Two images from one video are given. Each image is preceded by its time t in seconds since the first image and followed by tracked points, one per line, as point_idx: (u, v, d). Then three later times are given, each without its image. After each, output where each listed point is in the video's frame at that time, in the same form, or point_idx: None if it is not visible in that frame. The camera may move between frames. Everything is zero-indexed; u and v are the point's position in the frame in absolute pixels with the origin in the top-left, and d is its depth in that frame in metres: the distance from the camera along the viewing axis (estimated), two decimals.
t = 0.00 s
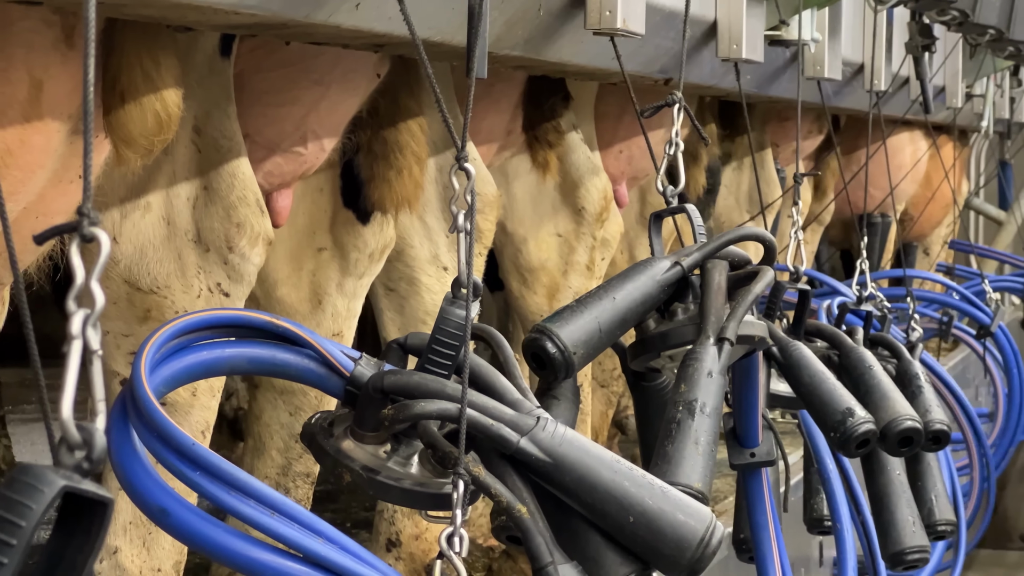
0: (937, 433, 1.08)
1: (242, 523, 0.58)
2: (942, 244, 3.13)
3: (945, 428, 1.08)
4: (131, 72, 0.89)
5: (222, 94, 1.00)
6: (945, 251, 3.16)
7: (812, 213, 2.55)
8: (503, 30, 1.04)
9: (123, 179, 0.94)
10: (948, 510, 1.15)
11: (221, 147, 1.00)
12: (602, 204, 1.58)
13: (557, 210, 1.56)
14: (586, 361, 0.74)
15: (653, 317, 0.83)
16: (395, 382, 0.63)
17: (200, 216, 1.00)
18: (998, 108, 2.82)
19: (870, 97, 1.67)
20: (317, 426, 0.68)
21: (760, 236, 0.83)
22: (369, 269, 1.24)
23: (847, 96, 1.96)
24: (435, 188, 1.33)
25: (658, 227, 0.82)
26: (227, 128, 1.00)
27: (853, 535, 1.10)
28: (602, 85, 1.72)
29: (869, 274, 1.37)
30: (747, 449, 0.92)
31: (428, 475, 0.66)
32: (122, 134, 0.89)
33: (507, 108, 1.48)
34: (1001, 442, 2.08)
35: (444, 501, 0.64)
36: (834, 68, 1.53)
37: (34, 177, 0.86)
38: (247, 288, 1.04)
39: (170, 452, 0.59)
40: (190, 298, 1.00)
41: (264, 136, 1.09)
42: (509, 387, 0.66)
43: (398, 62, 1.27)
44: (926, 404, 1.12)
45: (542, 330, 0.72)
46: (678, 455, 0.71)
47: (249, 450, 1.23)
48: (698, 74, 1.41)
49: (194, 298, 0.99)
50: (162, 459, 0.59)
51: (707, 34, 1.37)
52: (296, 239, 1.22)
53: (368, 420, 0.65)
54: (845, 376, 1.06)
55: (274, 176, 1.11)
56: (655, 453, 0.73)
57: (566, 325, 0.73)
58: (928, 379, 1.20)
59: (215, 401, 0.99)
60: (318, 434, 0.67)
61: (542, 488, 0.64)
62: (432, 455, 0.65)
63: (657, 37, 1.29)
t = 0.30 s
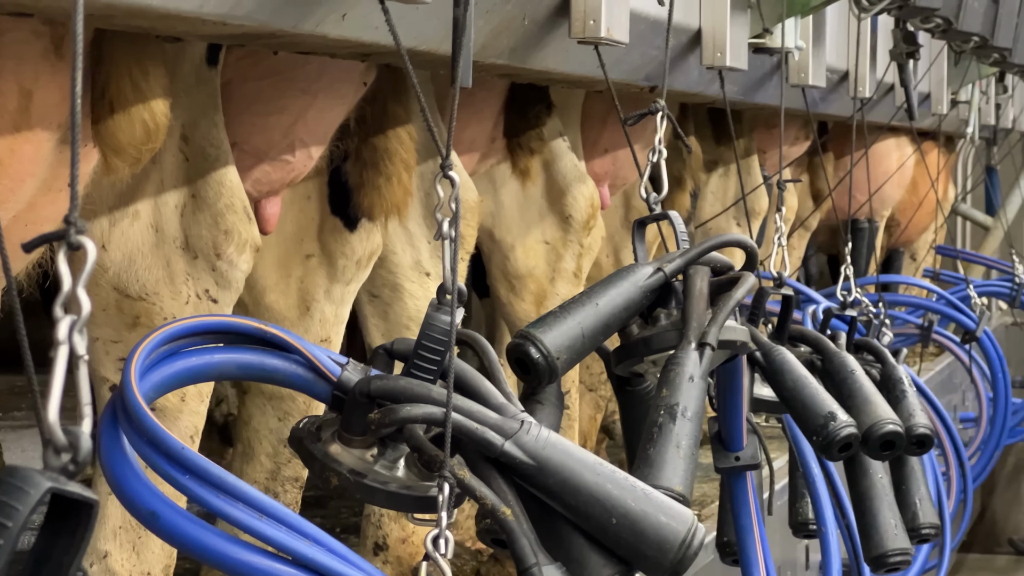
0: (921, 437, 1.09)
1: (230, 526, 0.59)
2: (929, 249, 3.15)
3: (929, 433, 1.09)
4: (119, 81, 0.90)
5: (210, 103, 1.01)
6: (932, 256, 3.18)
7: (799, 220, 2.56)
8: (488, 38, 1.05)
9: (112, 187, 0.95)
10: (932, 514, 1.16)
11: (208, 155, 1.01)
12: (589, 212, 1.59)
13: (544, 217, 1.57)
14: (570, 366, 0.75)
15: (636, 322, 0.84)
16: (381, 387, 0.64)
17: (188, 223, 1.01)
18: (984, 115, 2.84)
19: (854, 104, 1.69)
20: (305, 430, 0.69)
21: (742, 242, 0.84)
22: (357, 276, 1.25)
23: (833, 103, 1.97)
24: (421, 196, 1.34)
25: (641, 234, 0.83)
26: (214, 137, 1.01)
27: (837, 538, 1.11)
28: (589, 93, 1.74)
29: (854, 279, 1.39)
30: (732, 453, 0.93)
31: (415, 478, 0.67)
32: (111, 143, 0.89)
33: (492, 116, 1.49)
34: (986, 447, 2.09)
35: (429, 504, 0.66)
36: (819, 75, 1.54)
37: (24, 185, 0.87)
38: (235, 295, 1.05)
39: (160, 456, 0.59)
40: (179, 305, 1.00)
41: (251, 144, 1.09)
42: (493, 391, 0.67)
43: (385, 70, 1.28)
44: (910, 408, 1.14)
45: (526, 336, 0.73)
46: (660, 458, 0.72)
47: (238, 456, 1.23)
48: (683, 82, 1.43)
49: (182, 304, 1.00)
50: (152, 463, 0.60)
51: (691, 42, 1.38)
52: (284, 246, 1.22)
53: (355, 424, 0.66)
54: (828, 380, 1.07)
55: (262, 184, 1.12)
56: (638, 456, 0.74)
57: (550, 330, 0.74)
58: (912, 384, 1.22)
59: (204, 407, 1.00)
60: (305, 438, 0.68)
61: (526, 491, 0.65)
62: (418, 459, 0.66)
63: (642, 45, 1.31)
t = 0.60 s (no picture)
0: (899, 437, 1.11)
1: (214, 520, 0.60)
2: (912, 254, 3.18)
3: (907, 433, 1.11)
4: (104, 84, 0.91)
5: (194, 105, 1.02)
6: (915, 261, 3.21)
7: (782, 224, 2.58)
8: (469, 43, 1.06)
9: (97, 189, 0.96)
10: (911, 513, 1.18)
11: (193, 158, 1.02)
12: (571, 215, 1.60)
13: (526, 220, 1.59)
14: (549, 364, 0.77)
15: (615, 321, 0.85)
16: (362, 383, 0.65)
17: (174, 225, 1.02)
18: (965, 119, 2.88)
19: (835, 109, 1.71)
20: (288, 427, 0.70)
21: (719, 242, 0.86)
22: (341, 277, 1.26)
23: (814, 108, 1.99)
24: (403, 199, 1.35)
25: (620, 234, 0.85)
26: (199, 139, 1.02)
27: (817, 536, 1.12)
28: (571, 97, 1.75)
29: (834, 281, 1.41)
30: (712, 452, 0.94)
31: (396, 473, 0.68)
32: (95, 145, 0.90)
33: (474, 120, 1.51)
34: (967, 450, 2.10)
35: (410, 498, 0.67)
36: (798, 80, 1.57)
37: (9, 186, 0.88)
38: (221, 296, 1.06)
39: (146, 451, 0.60)
40: (164, 305, 1.01)
41: (235, 147, 1.11)
42: (473, 388, 0.68)
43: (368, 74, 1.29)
44: (889, 409, 1.15)
45: (506, 334, 0.75)
46: (639, 454, 0.73)
47: (223, 456, 1.24)
48: (663, 86, 1.44)
49: (167, 305, 1.01)
50: (137, 458, 0.61)
51: (671, 46, 1.40)
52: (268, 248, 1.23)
53: (336, 420, 0.67)
54: (806, 380, 1.09)
55: (247, 186, 1.13)
56: (617, 453, 0.75)
57: (529, 329, 0.75)
58: (891, 384, 1.23)
59: (189, 406, 1.01)
60: (289, 434, 0.69)
61: (505, 485, 0.66)
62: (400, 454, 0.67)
63: (622, 50, 1.32)
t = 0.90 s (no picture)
0: (875, 437, 1.13)
1: (196, 514, 0.61)
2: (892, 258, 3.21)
3: (882, 432, 1.13)
4: (87, 90, 0.92)
5: (177, 111, 1.04)
6: (895, 265, 3.24)
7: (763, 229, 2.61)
8: (446, 49, 1.08)
9: (81, 193, 0.98)
10: (886, 511, 1.20)
11: (177, 163, 1.04)
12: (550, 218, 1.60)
13: (506, 224, 1.60)
14: (525, 363, 0.78)
15: (590, 321, 0.87)
16: (341, 380, 0.67)
17: (158, 229, 1.04)
18: (943, 125, 2.92)
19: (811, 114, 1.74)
20: (269, 424, 0.72)
21: (692, 244, 0.88)
22: (323, 280, 1.27)
23: (792, 112, 2.02)
24: (385, 203, 1.37)
25: (595, 236, 0.87)
26: (182, 144, 1.04)
27: (793, 534, 1.14)
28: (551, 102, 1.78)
29: (809, 284, 1.43)
30: (687, 450, 0.96)
31: (374, 468, 0.70)
32: (78, 150, 0.92)
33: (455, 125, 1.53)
34: (945, 451, 2.13)
35: (388, 493, 0.68)
36: (774, 85, 1.60)
37: None
38: (205, 298, 1.07)
39: (130, 448, 0.62)
40: (149, 307, 1.03)
41: (218, 152, 1.12)
42: (450, 385, 0.70)
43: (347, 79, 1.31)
44: (864, 408, 1.17)
45: (483, 334, 0.76)
46: (613, 451, 0.75)
47: (207, 457, 1.25)
48: (640, 91, 1.47)
49: (152, 307, 1.02)
50: (121, 454, 0.62)
51: (647, 53, 1.42)
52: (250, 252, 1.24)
53: (315, 417, 0.69)
54: (781, 380, 1.11)
55: (229, 190, 1.14)
56: (592, 450, 0.77)
57: (506, 329, 0.77)
58: (867, 385, 1.25)
59: (173, 407, 1.02)
60: (269, 431, 0.71)
61: (481, 480, 0.67)
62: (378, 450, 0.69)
63: (598, 56, 1.35)
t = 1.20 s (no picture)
0: (834, 446, 1.15)
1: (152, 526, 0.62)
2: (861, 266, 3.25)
3: (841, 441, 1.15)
4: (48, 110, 0.94)
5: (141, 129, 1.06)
6: (863, 272, 3.29)
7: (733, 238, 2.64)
8: (404, 67, 1.10)
9: (45, 210, 0.99)
10: (846, 519, 1.22)
11: (141, 180, 1.05)
12: (512, 231, 1.60)
13: (470, 237, 1.60)
14: (482, 376, 0.80)
15: (546, 335, 0.89)
16: (297, 394, 0.69)
17: (121, 245, 1.04)
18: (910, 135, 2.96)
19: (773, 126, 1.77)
20: (227, 436, 0.73)
21: (644, 258, 0.90)
22: (286, 294, 1.28)
23: (756, 123, 2.05)
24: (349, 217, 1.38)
25: (551, 250, 0.88)
26: (146, 162, 1.06)
27: (752, 542, 1.16)
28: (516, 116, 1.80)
29: (771, 295, 1.46)
30: (644, 460, 0.98)
31: (330, 480, 0.71)
32: (41, 168, 0.94)
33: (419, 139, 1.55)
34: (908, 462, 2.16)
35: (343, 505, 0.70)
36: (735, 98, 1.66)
37: None
38: (168, 313, 1.08)
39: (87, 462, 0.63)
40: (112, 322, 1.04)
41: (181, 169, 1.14)
42: (403, 399, 0.71)
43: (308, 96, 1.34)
44: (824, 418, 1.19)
45: (440, 348, 0.78)
46: (568, 462, 0.76)
47: (173, 470, 1.26)
48: (601, 106, 1.49)
49: (115, 322, 1.03)
50: (79, 468, 0.63)
51: (607, 68, 1.45)
52: (215, 266, 1.25)
53: (272, 429, 0.70)
54: (739, 390, 1.13)
55: (191, 208, 1.16)
56: (546, 461, 0.78)
57: (462, 342, 0.78)
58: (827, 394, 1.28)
59: (136, 420, 1.03)
60: (227, 444, 0.72)
61: (434, 491, 0.69)
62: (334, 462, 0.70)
63: (557, 72, 1.37)
